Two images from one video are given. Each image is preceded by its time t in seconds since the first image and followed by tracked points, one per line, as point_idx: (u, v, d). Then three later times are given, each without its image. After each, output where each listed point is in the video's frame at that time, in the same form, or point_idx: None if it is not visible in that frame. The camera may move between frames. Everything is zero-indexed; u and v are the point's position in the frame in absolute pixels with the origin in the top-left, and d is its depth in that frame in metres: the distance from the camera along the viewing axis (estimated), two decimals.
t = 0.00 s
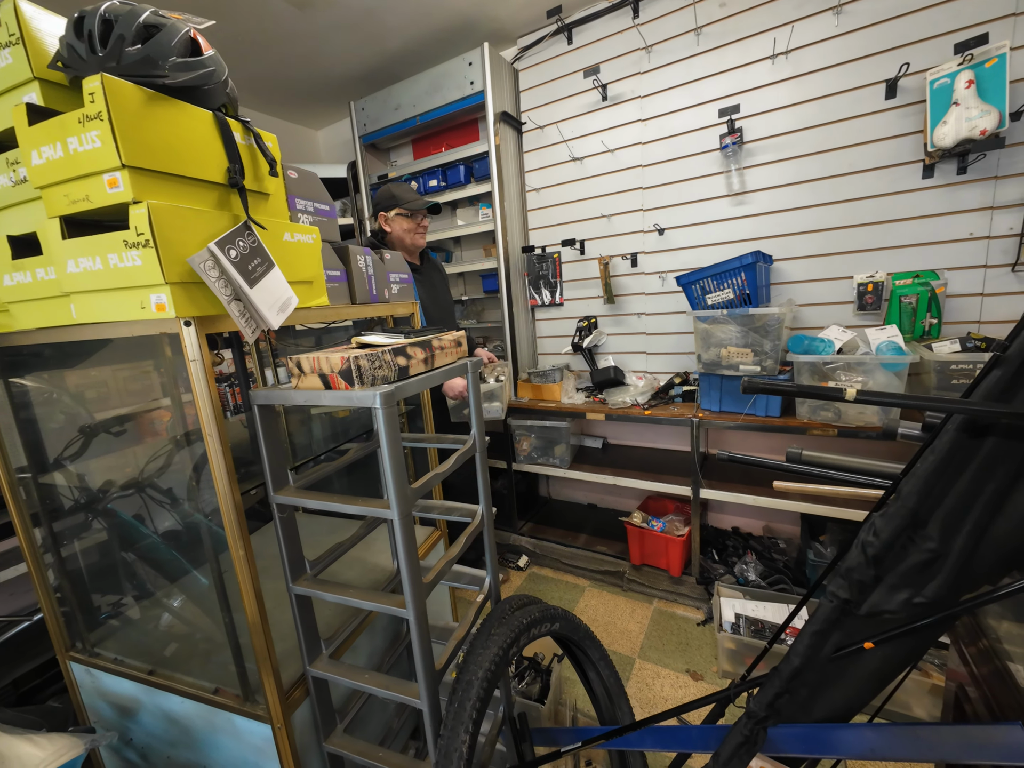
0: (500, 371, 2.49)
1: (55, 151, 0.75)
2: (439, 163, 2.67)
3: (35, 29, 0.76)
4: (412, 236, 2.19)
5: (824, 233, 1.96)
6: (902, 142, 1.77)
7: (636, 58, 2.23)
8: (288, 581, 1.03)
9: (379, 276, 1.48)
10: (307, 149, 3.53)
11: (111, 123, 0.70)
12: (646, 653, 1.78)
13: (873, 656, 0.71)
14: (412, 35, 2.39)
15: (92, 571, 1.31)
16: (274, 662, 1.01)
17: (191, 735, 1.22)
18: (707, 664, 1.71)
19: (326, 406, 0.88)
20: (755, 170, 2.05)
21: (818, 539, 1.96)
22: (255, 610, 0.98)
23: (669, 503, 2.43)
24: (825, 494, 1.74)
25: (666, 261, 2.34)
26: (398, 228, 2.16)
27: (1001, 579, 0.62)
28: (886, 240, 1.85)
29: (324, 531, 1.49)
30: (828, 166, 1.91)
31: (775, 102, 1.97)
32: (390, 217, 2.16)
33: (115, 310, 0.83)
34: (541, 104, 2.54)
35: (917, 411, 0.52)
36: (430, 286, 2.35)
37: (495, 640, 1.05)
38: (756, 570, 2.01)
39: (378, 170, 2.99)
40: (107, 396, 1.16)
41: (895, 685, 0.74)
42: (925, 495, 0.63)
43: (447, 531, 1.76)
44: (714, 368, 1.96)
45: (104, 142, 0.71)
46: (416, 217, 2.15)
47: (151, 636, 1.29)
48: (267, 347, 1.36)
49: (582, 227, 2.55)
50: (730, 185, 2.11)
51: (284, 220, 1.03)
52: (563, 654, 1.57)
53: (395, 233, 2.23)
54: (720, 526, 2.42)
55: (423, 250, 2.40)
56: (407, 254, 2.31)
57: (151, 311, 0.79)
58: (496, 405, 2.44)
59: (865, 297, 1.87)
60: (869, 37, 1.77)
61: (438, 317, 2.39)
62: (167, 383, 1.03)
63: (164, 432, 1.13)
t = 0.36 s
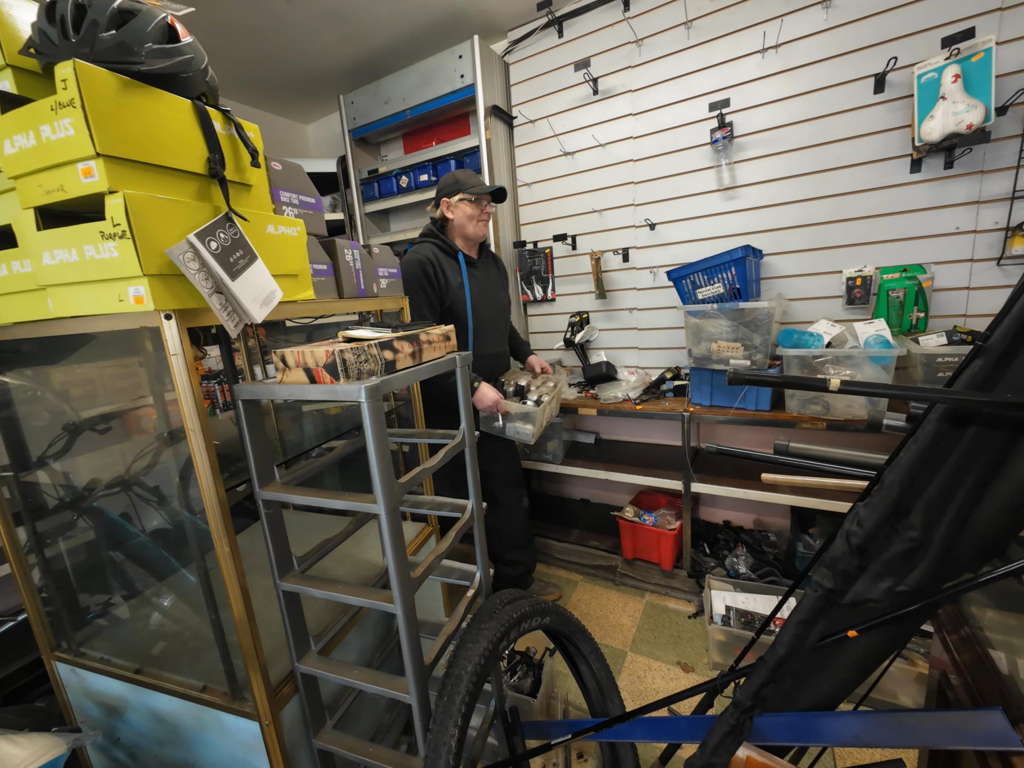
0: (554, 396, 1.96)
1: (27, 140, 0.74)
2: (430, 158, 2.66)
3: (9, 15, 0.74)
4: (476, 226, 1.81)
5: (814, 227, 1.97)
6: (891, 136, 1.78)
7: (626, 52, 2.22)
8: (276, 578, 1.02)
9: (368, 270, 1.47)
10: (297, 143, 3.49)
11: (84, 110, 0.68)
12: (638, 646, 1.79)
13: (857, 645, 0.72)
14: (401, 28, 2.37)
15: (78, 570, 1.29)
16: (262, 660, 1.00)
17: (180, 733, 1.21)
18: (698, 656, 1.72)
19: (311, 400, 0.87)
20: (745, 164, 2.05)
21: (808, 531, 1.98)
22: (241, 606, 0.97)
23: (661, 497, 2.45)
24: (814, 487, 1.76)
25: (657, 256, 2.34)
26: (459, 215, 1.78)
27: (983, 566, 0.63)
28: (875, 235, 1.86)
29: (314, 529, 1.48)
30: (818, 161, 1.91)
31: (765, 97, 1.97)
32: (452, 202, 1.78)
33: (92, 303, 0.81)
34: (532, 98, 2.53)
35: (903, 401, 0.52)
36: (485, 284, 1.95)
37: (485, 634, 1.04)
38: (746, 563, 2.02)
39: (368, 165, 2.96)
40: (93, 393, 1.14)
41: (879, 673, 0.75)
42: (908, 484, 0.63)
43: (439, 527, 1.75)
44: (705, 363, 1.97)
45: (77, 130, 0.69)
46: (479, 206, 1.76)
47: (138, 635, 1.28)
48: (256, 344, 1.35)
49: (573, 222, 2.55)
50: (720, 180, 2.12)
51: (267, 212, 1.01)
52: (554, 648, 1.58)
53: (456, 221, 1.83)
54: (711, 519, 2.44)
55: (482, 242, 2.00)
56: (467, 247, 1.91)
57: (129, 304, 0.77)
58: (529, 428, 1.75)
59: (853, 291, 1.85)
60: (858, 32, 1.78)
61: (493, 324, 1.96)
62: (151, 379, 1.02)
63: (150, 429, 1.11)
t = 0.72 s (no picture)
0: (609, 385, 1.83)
1: None
2: (415, 152, 2.61)
3: None
4: (520, 204, 1.68)
5: (798, 223, 1.99)
6: (872, 133, 1.81)
7: (612, 46, 2.21)
8: (259, 578, 1.00)
9: (352, 265, 1.44)
10: (280, 136, 3.42)
11: (48, 98, 0.65)
12: (627, 639, 1.81)
13: (838, 634, 0.73)
14: (386, 20, 2.33)
15: (56, 575, 1.24)
16: (245, 662, 0.98)
17: (164, 738, 1.19)
18: (686, 648, 1.74)
19: (294, 397, 0.85)
20: (730, 160, 2.07)
21: (792, 523, 2.01)
22: (224, 608, 0.95)
23: (649, 491, 2.47)
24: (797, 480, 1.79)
25: (644, 252, 2.35)
26: (500, 195, 1.67)
27: (958, 554, 0.64)
28: (857, 231, 1.89)
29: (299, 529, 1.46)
30: (801, 157, 1.93)
31: (750, 93, 1.98)
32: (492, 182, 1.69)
33: (62, 299, 0.78)
34: (519, 92, 2.51)
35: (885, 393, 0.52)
36: (533, 268, 1.82)
37: (473, 631, 1.04)
38: (732, 555, 2.05)
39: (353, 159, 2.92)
40: (70, 392, 1.12)
41: (859, 660, 0.77)
42: (887, 475, 0.64)
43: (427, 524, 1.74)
44: (691, 358, 1.99)
45: (41, 119, 0.67)
46: (519, 182, 1.65)
47: (119, 639, 1.25)
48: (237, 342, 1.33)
49: (560, 217, 2.54)
50: (706, 175, 2.13)
51: (246, 205, 0.99)
52: (544, 643, 1.58)
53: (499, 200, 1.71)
54: (698, 513, 2.47)
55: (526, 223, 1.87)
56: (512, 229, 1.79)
57: (100, 299, 0.75)
58: (583, 423, 1.62)
59: (836, 285, 1.90)
60: (840, 29, 1.79)
61: (542, 310, 1.82)
62: (128, 377, 0.99)
63: (130, 428, 1.08)
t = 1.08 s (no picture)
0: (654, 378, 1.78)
1: None
2: (388, 145, 2.56)
3: None
4: (565, 202, 1.58)
5: (767, 221, 2.04)
6: (835, 134, 1.86)
7: (586, 42, 2.21)
8: (224, 585, 0.97)
9: (320, 260, 1.41)
10: (246, 126, 3.30)
11: None
12: (602, 631, 1.84)
13: (800, 619, 0.76)
14: (355, 8, 2.27)
15: (5, 586, 1.18)
16: (210, 671, 0.95)
17: (126, 753, 1.14)
18: (660, 638, 1.78)
19: (256, 397, 0.83)
20: (701, 159, 2.10)
21: (761, 513, 2.08)
22: (186, 616, 0.92)
23: (624, 485, 2.51)
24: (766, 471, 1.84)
25: (618, 248, 2.37)
26: (554, 184, 1.54)
27: (910, 538, 0.68)
28: (821, 229, 1.95)
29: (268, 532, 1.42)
30: (769, 156, 1.98)
31: (720, 91, 2.01)
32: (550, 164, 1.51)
33: None
34: (492, 86, 2.48)
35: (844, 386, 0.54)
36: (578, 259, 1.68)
37: (448, 629, 1.03)
38: (705, 545, 2.10)
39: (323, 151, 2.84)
40: (17, 394, 1.05)
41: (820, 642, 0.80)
42: (846, 465, 0.66)
43: (402, 523, 1.72)
44: (665, 353, 2.00)
45: None
46: (577, 181, 1.54)
47: (75, 653, 1.19)
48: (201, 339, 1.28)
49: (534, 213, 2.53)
50: (678, 173, 2.16)
51: (203, 197, 0.95)
52: (521, 638, 1.59)
53: (548, 186, 1.56)
54: (673, 505, 2.52)
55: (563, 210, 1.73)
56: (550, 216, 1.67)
57: (42, 295, 0.70)
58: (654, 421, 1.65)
59: (801, 283, 1.96)
60: (804, 31, 1.84)
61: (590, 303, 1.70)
62: (79, 377, 0.94)
63: (84, 431, 1.03)
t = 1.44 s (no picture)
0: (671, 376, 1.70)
1: None
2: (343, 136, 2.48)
3: None
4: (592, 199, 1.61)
5: (718, 222, 2.13)
6: (778, 140, 1.97)
7: (543, 40, 2.22)
8: (168, 600, 0.92)
9: (268, 255, 1.35)
10: (188, 111, 3.09)
11: None
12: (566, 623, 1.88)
13: (746, 601, 0.80)
14: None
15: None
16: (156, 691, 0.90)
17: None
18: (622, 625, 1.84)
19: (198, 400, 0.78)
20: (656, 160, 2.17)
21: (715, 501, 2.18)
22: (126, 636, 0.86)
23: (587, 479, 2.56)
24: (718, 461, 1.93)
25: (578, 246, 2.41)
26: (585, 181, 1.56)
27: (842, 521, 0.73)
28: (767, 230, 2.06)
29: (217, 543, 1.35)
30: (719, 159, 2.06)
31: (673, 95, 2.07)
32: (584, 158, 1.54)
33: None
34: (450, 79, 2.45)
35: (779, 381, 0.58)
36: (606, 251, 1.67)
37: (411, 632, 1.02)
38: (663, 534, 2.16)
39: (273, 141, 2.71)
40: None
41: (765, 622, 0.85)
42: (786, 454, 0.70)
43: (364, 527, 1.68)
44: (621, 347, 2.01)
45: None
46: (607, 182, 1.58)
47: None
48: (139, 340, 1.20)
49: (494, 210, 2.53)
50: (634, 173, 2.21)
51: (135, 188, 0.88)
52: (487, 635, 1.60)
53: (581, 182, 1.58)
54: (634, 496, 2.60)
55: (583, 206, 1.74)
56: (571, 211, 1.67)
57: None
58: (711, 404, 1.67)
59: (750, 280, 2.05)
60: (748, 41, 1.93)
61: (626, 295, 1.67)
62: None
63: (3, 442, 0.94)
